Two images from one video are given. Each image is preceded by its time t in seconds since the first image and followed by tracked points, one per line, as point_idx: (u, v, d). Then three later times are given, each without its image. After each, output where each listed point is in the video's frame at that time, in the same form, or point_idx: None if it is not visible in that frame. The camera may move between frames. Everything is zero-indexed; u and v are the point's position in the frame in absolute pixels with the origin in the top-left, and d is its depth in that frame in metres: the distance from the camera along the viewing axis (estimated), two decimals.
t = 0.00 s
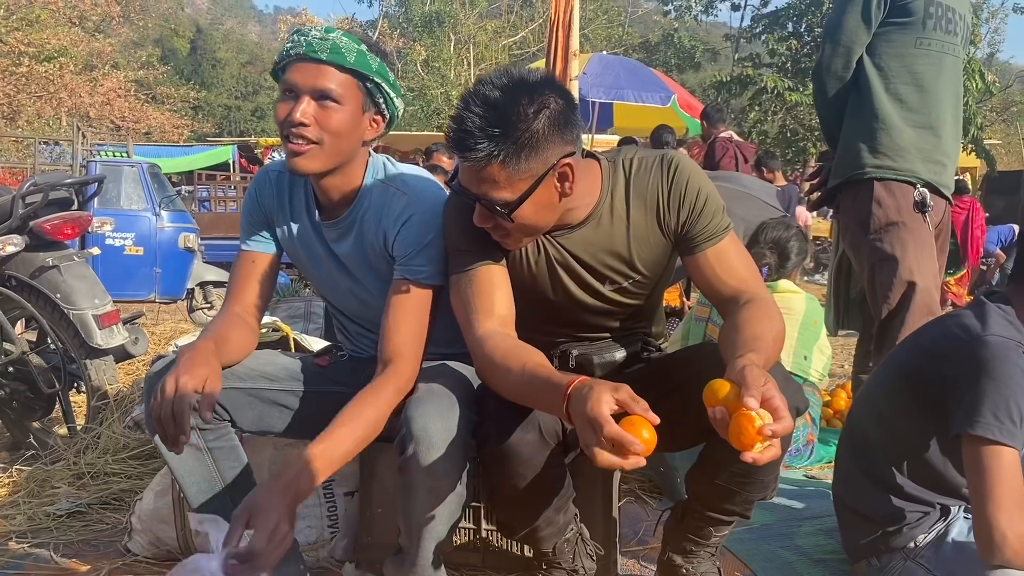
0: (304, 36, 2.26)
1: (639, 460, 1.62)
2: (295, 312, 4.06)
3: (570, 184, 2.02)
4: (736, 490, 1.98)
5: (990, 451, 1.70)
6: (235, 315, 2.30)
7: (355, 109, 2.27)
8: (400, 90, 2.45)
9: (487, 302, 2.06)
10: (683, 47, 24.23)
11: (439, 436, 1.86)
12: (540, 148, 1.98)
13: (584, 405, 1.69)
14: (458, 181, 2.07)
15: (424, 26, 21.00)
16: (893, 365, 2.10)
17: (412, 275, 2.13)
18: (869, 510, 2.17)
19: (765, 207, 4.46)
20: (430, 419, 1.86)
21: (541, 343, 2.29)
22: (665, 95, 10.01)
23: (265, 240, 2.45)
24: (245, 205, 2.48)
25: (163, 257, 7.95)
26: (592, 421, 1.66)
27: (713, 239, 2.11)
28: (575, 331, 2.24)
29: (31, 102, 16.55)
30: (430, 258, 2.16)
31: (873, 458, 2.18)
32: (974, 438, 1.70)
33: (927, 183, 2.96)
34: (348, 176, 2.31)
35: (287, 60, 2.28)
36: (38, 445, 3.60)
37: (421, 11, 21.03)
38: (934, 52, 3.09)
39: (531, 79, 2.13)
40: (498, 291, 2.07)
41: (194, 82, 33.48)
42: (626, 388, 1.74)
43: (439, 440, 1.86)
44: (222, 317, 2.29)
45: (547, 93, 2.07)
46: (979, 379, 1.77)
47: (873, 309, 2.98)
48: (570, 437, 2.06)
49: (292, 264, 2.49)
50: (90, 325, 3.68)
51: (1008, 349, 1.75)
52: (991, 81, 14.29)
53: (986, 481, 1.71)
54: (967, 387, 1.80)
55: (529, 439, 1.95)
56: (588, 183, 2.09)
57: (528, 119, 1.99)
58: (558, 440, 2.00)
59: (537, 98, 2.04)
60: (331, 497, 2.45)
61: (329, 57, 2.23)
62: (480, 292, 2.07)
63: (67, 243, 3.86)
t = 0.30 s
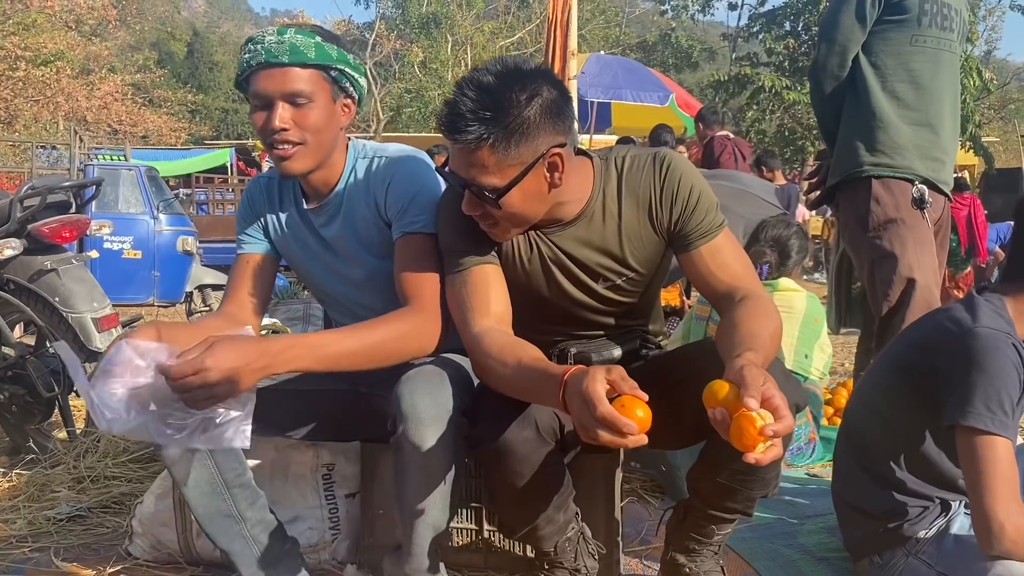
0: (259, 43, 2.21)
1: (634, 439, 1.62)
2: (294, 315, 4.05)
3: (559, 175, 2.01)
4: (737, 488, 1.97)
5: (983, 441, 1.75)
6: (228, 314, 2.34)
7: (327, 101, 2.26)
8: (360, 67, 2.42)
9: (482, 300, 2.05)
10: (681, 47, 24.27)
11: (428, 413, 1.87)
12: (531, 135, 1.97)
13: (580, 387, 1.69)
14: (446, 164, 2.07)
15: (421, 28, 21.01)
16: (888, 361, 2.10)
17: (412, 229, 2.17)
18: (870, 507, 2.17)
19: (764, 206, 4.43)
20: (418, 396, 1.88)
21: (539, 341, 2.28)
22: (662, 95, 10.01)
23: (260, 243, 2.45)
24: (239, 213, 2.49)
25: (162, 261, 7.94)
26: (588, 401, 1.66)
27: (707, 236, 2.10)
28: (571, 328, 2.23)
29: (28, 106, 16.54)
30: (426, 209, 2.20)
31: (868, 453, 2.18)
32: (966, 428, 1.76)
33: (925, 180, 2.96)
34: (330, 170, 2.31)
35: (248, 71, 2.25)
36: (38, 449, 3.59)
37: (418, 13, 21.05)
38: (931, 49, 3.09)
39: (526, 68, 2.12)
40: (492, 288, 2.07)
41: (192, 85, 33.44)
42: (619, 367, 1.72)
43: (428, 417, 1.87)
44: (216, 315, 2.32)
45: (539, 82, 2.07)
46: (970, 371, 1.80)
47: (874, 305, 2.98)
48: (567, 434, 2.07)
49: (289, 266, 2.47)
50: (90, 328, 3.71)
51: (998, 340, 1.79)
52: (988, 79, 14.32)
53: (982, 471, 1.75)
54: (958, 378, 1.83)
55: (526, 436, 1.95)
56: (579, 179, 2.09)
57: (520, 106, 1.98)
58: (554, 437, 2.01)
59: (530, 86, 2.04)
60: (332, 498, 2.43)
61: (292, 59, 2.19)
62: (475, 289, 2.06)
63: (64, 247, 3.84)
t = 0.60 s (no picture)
0: (270, 53, 2.17)
1: (628, 429, 1.61)
2: (292, 314, 4.04)
3: (546, 162, 2.01)
4: (734, 482, 1.97)
5: (982, 432, 1.75)
6: (223, 315, 2.32)
7: (339, 111, 2.25)
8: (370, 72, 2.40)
9: (475, 294, 2.04)
10: (677, 44, 24.28)
11: (425, 401, 1.88)
12: (517, 120, 1.97)
13: (571, 380, 1.69)
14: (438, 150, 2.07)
15: (417, 27, 21.01)
16: (883, 354, 2.10)
17: (418, 232, 2.15)
18: (867, 500, 2.17)
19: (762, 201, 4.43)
20: (417, 384, 1.89)
21: (535, 336, 2.27)
22: (659, 92, 10.01)
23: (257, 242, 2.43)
24: (235, 211, 2.46)
25: (158, 261, 7.90)
26: (578, 391, 1.66)
27: (701, 229, 2.09)
28: (566, 323, 2.22)
29: (23, 108, 16.52)
30: (430, 211, 2.18)
31: (865, 446, 2.18)
32: (965, 420, 1.76)
33: (921, 174, 2.96)
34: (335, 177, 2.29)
35: (255, 79, 2.20)
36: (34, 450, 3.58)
37: (414, 12, 21.05)
38: (925, 43, 3.09)
39: (518, 53, 2.11)
40: (487, 283, 2.06)
41: (187, 86, 33.40)
42: (613, 363, 1.72)
43: (425, 404, 1.87)
44: (212, 316, 2.31)
45: (531, 69, 2.06)
46: (968, 362, 1.81)
47: (871, 300, 2.97)
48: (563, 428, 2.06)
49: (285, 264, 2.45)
50: (85, 329, 3.65)
51: (995, 332, 1.80)
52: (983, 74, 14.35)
53: (981, 464, 1.75)
54: (956, 370, 1.83)
55: (521, 430, 1.95)
56: (571, 171, 2.08)
57: (509, 90, 1.98)
58: (550, 431, 2.01)
59: (519, 73, 2.03)
60: (329, 497, 2.42)
61: (305, 71, 2.17)
62: (469, 284, 2.05)
63: (59, 247, 3.83)
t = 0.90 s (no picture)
0: (278, 61, 2.15)
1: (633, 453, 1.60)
2: (287, 313, 4.03)
3: (556, 167, 2.01)
4: (731, 485, 1.97)
5: (971, 431, 1.75)
6: (221, 322, 2.31)
7: (346, 121, 2.24)
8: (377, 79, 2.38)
9: (477, 299, 2.03)
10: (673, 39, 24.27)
11: (424, 409, 1.87)
12: (527, 124, 1.97)
13: (579, 400, 1.66)
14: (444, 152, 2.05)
15: (413, 24, 20.97)
16: (874, 354, 2.10)
17: (419, 236, 2.14)
18: (859, 500, 2.16)
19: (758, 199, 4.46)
20: (416, 392, 1.88)
21: (533, 340, 2.25)
22: (656, 89, 10.00)
23: (253, 245, 2.42)
24: (230, 211, 2.44)
25: (154, 260, 7.89)
26: (585, 413, 1.64)
27: (705, 232, 2.09)
28: (568, 327, 2.21)
29: (18, 107, 16.49)
30: (431, 215, 2.16)
31: (856, 446, 2.17)
32: (954, 419, 1.76)
33: (916, 172, 2.95)
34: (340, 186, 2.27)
35: (262, 87, 2.18)
36: (29, 453, 3.57)
37: (409, 9, 21.01)
38: (919, 41, 3.08)
39: (530, 56, 2.10)
40: (489, 288, 2.05)
41: (183, 84, 33.33)
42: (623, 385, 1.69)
43: (424, 412, 1.87)
44: (209, 324, 2.30)
45: (543, 72, 2.05)
46: (955, 361, 1.81)
47: (866, 299, 2.96)
48: (563, 432, 2.06)
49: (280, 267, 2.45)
50: (79, 331, 3.65)
51: (982, 330, 1.80)
52: (979, 68, 14.37)
53: (971, 461, 1.75)
54: (943, 369, 1.83)
55: (521, 436, 1.95)
56: (577, 175, 2.08)
57: (520, 94, 1.98)
58: (548, 436, 2.00)
59: (532, 77, 2.02)
60: (325, 499, 2.42)
61: (315, 81, 2.16)
62: (471, 289, 2.04)
63: (53, 249, 3.82)
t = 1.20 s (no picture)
0: (261, 72, 2.11)
1: (628, 476, 1.58)
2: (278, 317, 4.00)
3: (553, 179, 1.99)
4: (722, 498, 1.96)
5: (963, 444, 1.74)
6: (205, 333, 2.29)
7: (332, 134, 2.20)
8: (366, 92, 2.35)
9: (468, 314, 2.01)
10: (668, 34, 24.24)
11: (413, 427, 1.86)
12: (525, 137, 1.95)
13: (575, 419, 1.64)
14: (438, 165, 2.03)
15: (407, 19, 20.92)
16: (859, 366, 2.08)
17: (407, 249, 2.11)
18: (846, 512, 2.13)
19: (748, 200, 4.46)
20: (404, 411, 1.87)
21: (523, 352, 2.24)
22: (650, 86, 9.97)
23: (240, 257, 2.39)
24: (215, 219, 2.41)
25: (147, 259, 7.91)
26: (582, 433, 1.62)
27: (698, 243, 2.07)
28: (560, 340, 2.19)
29: (10, 104, 16.39)
30: (421, 228, 2.14)
31: (843, 458, 2.15)
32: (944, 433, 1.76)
33: (908, 177, 2.93)
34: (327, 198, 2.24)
35: (245, 98, 2.14)
36: (17, 459, 3.54)
37: (403, 4, 20.96)
38: (910, 44, 3.06)
39: (523, 69, 2.08)
40: (480, 303, 2.03)
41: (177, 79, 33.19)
42: (619, 405, 1.68)
43: (413, 430, 1.85)
44: (193, 334, 2.28)
45: (536, 83, 2.04)
46: (938, 375, 1.80)
47: (859, 304, 2.94)
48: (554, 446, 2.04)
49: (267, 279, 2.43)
50: (67, 337, 3.64)
51: (962, 342, 1.79)
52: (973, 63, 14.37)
53: (968, 474, 1.75)
54: (927, 382, 1.83)
55: (512, 455, 1.93)
56: (572, 186, 2.05)
57: (514, 106, 1.96)
58: (540, 454, 1.98)
59: (527, 88, 2.01)
60: (314, 509, 2.39)
61: (299, 94, 2.12)
62: (462, 304, 2.02)
63: (41, 254, 3.78)
